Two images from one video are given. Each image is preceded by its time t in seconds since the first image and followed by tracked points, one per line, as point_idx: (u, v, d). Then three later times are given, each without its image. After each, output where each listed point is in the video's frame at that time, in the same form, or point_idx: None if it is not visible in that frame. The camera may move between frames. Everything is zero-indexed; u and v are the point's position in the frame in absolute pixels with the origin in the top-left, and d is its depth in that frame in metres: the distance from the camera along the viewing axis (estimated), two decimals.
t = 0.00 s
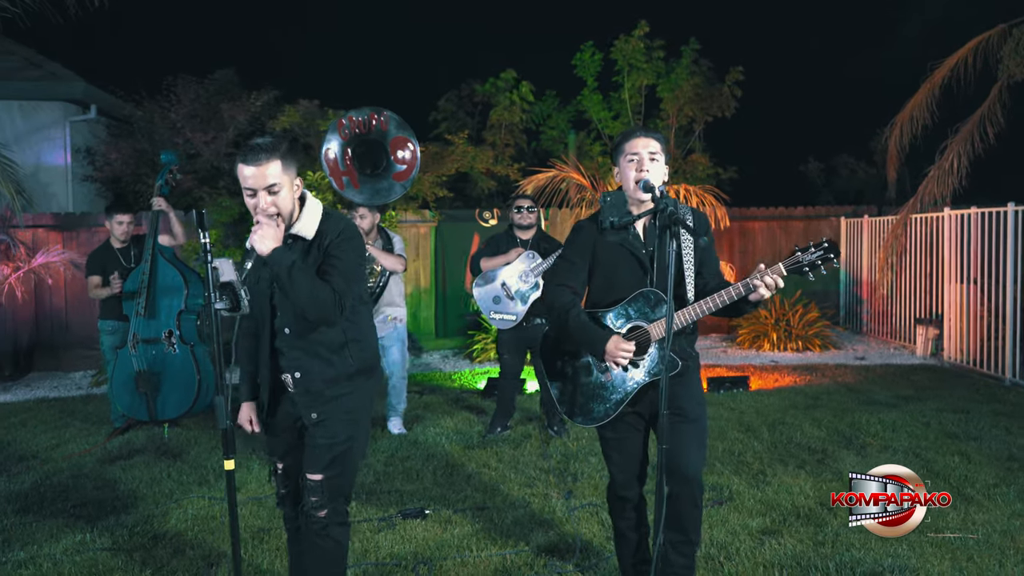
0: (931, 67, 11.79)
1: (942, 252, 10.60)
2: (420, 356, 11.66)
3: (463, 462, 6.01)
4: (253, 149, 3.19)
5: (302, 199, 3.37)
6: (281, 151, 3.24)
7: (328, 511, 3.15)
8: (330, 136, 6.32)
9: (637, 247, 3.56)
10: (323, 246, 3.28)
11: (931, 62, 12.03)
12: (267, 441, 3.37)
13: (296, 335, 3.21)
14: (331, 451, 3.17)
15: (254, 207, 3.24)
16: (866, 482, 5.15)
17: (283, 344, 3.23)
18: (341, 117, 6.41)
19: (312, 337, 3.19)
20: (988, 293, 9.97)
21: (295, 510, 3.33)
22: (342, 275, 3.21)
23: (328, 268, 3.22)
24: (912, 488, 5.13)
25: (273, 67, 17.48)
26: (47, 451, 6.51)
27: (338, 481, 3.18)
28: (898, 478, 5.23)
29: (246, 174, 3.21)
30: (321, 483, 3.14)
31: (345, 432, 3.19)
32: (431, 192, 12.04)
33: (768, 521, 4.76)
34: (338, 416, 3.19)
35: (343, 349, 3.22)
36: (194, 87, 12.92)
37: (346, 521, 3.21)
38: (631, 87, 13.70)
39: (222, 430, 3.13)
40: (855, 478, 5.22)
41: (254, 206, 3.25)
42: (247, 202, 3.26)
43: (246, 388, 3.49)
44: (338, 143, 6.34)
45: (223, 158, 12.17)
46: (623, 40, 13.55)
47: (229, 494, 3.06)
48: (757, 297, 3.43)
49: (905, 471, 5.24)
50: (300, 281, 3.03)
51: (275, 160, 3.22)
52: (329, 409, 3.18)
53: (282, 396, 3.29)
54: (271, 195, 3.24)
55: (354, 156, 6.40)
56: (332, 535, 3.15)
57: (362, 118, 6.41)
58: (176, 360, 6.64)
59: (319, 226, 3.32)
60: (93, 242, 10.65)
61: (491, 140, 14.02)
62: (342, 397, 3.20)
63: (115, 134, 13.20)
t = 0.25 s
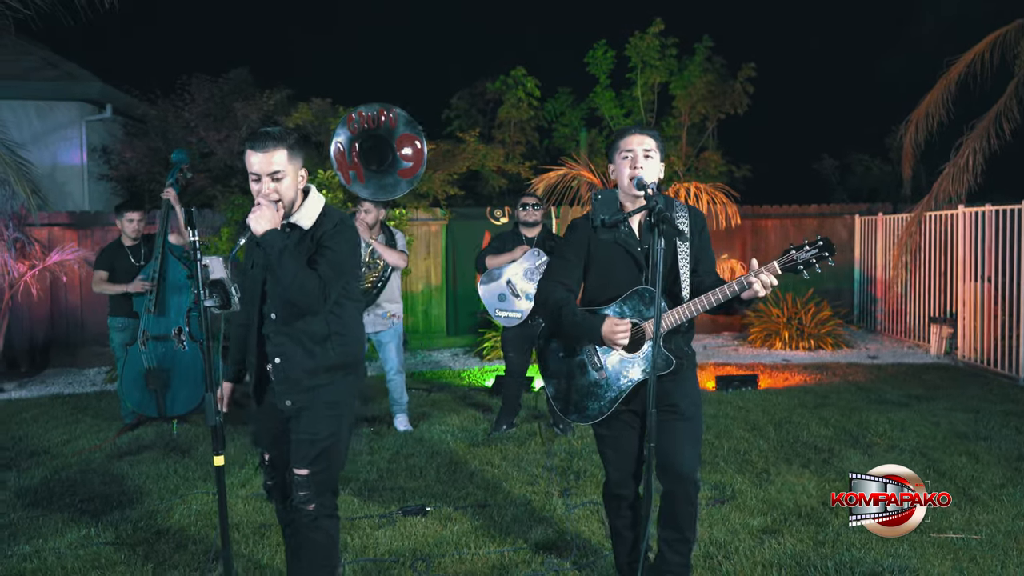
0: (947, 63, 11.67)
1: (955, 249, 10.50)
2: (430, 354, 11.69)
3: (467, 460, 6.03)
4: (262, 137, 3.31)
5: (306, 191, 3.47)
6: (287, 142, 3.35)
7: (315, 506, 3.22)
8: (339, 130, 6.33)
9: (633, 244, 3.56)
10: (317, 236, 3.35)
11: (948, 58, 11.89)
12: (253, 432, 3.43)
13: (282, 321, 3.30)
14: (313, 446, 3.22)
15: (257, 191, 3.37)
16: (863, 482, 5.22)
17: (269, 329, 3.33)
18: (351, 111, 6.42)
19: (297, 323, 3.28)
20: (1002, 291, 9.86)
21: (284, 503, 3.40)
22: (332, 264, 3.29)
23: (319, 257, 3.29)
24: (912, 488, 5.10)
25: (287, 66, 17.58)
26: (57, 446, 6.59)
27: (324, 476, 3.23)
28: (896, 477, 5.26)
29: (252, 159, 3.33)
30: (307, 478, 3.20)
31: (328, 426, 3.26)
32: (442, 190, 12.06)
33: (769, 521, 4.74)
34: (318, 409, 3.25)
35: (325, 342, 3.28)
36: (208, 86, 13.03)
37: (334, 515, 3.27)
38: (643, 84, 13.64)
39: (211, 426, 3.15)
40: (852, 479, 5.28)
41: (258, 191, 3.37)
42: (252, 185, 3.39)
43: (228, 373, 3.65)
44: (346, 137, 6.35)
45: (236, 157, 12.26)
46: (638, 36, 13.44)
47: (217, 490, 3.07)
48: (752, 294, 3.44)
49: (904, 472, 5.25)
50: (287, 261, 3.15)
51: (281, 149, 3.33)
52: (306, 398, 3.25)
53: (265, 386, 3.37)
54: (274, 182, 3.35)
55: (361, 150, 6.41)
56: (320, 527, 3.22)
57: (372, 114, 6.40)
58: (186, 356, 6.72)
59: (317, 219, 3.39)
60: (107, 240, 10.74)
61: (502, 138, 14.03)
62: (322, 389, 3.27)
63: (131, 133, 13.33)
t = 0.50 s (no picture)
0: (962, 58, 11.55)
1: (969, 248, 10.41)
2: (440, 352, 11.72)
3: (470, 457, 6.04)
4: (264, 133, 3.36)
5: (303, 189, 3.54)
6: (289, 140, 3.41)
7: (302, 497, 3.33)
8: (344, 128, 6.36)
9: (626, 241, 3.55)
10: (309, 230, 3.43)
11: (964, 53, 11.75)
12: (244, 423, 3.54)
13: (270, 310, 3.45)
14: (298, 435, 3.35)
15: (256, 186, 3.42)
16: (863, 482, 5.14)
17: (257, 318, 3.47)
18: (358, 110, 6.45)
19: (285, 313, 3.43)
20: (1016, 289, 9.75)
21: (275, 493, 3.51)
22: (322, 256, 3.39)
23: (308, 250, 3.40)
24: (912, 488, 5.06)
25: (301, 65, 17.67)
26: (68, 442, 6.68)
27: (310, 467, 3.34)
28: (897, 477, 5.20)
29: (252, 155, 3.37)
30: (293, 469, 3.30)
31: (312, 416, 3.38)
32: (452, 188, 12.09)
33: (769, 520, 4.71)
34: (302, 400, 3.38)
35: (311, 333, 3.43)
36: (223, 85, 13.13)
37: (321, 505, 3.37)
38: (656, 83, 13.56)
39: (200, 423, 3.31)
40: (853, 479, 5.18)
41: (256, 186, 3.42)
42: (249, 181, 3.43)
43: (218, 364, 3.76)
44: (351, 135, 6.39)
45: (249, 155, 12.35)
46: (650, 32, 13.38)
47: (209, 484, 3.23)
48: (746, 291, 3.41)
49: (904, 472, 5.19)
50: (275, 251, 3.28)
51: (281, 146, 3.38)
52: (288, 387, 3.38)
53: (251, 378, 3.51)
54: (273, 178, 3.40)
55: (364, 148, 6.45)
56: (308, 517, 3.33)
57: (378, 114, 6.45)
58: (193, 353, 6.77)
59: (312, 215, 3.47)
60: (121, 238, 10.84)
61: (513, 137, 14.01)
62: (306, 379, 3.39)
63: (145, 132, 13.45)
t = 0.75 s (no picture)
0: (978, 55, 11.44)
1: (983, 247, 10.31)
2: (451, 351, 11.75)
3: (475, 455, 6.07)
4: (271, 137, 3.44)
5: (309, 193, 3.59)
6: (296, 143, 3.49)
7: (295, 492, 3.39)
8: (351, 128, 6.39)
9: (623, 239, 3.56)
10: (312, 230, 3.48)
11: (980, 50, 11.62)
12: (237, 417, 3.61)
13: (271, 304, 3.50)
14: (292, 430, 3.41)
15: (262, 186, 3.49)
16: (863, 481, 5.13)
17: (258, 312, 3.52)
18: (364, 111, 6.47)
19: (285, 309, 3.47)
20: None
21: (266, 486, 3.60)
22: (325, 254, 3.45)
23: (311, 249, 3.45)
24: (912, 488, 5.03)
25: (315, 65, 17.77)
26: (80, 437, 6.77)
27: (302, 462, 3.40)
28: (896, 477, 5.18)
29: (260, 157, 3.46)
30: (286, 464, 3.37)
31: (306, 412, 3.43)
32: (464, 187, 12.12)
33: (771, 519, 4.70)
34: (296, 395, 3.43)
35: (308, 330, 3.48)
36: (237, 85, 13.23)
37: (313, 500, 3.44)
38: (667, 81, 13.53)
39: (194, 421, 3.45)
40: (852, 479, 5.21)
41: (263, 187, 3.50)
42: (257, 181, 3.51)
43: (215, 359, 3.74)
44: (358, 136, 6.41)
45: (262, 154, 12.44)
46: (662, 31, 13.34)
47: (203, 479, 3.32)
48: (739, 290, 3.41)
49: (904, 472, 5.16)
50: (280, 248, 3.35)
51: (289, 149, 3.46)
52: (284, 381, 3.44)
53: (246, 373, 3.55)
54: (279, 179, 3.47)
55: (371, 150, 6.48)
56: (301, 512, 3.41)
57: (385, 114, 6.48)
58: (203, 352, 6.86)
59: (316, 217, 3.52)
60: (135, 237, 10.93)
61: (525, 136, 14.01)
62: (302, 375, 3.45)
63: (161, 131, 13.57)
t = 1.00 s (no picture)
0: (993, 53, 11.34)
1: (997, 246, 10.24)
2: (461, 349, 11.78)
3: (480, 453, 6.10)
4: (281, 137, 3.47)
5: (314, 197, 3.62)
6: (306, 145, 3.53)
7: (294, 486, 3.44)
8: (358, 129, 6.49)
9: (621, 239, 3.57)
10: (318, 231, 3.53)
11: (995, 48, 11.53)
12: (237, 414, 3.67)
13: (272, 301, 3.55)
14: (291, 426, 3.45)
15: (271, 185, 3.48)
16: (863, 481, 5.13)
17: (259, 308, 3.57)
18: (371, 110, 6.55)
19: (286, 306, 3.53)
20: None
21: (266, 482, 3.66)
22: (329, 254, 3.52)
23: (315, 249, 3.51)
24: (913, 488, 5.02)
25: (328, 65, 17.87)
26: (92, 434, 6.86)
27: (300, 458, 3.45)
28: (896, 477, 5.17)
29: (270, 157, 3.47)
30: (285, 459, 3.42)
31: (304, 408, 3.48)
32: (474, 187, 12.16)
33: (772, 519, 4.71)
34: (295, 390, 3.48)
35: (308, 327, 3.53)
36: (250, 85, 13.34)
37: (313, 495, 3.49)
38: (677, 80, 13.50)
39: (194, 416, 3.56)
40: (854, 478, 5.12)
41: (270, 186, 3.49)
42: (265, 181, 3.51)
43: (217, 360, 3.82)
44: (366, 136, 6.51)
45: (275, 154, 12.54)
46: (672, 30, 13.32)
47: (202, 474, 3.41)
48: (732, 289, 3.40)
49: (905, 471, 5.16)
50: (285, 245, 3.37)
51: (299, 150, 3.49)
52: (282, 375, 3.48)
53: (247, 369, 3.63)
54: (288, 179, 3.48)
55: (382, 148, 6.57)
56: (298, 507, 3.45)
57: (391, 112, 6.54)
58: (212, 348, 6.89)
59: (322, 217, 3.57)
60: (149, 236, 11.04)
61: (536, 135, 14.02)
62: (301, 371, 3.49)
63: (175, 131, 13.71)
